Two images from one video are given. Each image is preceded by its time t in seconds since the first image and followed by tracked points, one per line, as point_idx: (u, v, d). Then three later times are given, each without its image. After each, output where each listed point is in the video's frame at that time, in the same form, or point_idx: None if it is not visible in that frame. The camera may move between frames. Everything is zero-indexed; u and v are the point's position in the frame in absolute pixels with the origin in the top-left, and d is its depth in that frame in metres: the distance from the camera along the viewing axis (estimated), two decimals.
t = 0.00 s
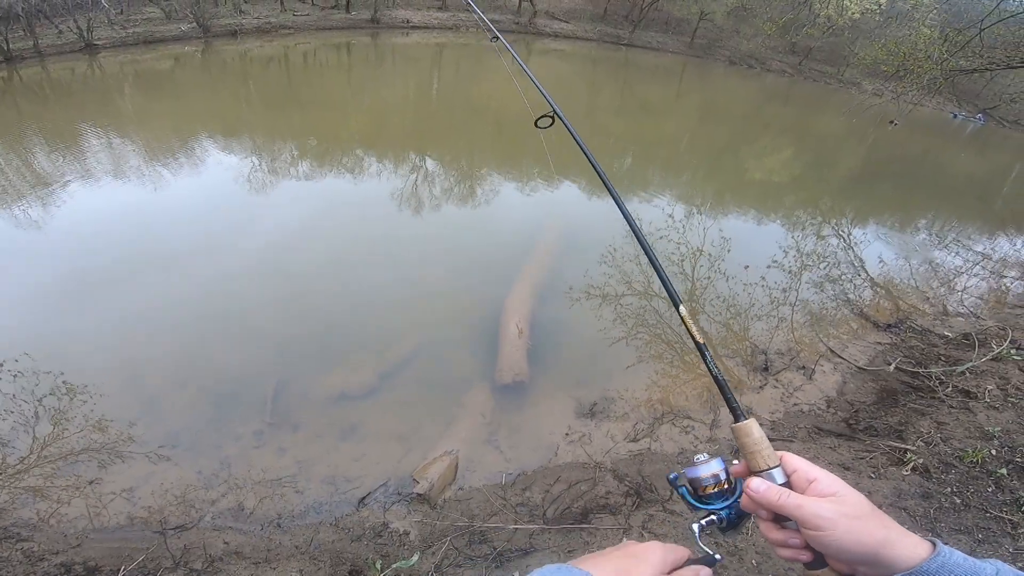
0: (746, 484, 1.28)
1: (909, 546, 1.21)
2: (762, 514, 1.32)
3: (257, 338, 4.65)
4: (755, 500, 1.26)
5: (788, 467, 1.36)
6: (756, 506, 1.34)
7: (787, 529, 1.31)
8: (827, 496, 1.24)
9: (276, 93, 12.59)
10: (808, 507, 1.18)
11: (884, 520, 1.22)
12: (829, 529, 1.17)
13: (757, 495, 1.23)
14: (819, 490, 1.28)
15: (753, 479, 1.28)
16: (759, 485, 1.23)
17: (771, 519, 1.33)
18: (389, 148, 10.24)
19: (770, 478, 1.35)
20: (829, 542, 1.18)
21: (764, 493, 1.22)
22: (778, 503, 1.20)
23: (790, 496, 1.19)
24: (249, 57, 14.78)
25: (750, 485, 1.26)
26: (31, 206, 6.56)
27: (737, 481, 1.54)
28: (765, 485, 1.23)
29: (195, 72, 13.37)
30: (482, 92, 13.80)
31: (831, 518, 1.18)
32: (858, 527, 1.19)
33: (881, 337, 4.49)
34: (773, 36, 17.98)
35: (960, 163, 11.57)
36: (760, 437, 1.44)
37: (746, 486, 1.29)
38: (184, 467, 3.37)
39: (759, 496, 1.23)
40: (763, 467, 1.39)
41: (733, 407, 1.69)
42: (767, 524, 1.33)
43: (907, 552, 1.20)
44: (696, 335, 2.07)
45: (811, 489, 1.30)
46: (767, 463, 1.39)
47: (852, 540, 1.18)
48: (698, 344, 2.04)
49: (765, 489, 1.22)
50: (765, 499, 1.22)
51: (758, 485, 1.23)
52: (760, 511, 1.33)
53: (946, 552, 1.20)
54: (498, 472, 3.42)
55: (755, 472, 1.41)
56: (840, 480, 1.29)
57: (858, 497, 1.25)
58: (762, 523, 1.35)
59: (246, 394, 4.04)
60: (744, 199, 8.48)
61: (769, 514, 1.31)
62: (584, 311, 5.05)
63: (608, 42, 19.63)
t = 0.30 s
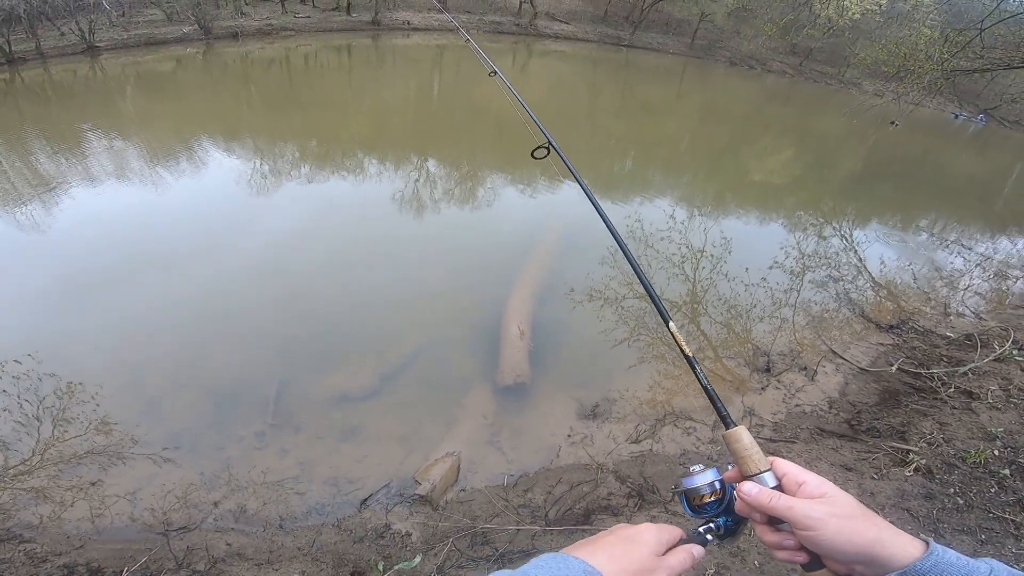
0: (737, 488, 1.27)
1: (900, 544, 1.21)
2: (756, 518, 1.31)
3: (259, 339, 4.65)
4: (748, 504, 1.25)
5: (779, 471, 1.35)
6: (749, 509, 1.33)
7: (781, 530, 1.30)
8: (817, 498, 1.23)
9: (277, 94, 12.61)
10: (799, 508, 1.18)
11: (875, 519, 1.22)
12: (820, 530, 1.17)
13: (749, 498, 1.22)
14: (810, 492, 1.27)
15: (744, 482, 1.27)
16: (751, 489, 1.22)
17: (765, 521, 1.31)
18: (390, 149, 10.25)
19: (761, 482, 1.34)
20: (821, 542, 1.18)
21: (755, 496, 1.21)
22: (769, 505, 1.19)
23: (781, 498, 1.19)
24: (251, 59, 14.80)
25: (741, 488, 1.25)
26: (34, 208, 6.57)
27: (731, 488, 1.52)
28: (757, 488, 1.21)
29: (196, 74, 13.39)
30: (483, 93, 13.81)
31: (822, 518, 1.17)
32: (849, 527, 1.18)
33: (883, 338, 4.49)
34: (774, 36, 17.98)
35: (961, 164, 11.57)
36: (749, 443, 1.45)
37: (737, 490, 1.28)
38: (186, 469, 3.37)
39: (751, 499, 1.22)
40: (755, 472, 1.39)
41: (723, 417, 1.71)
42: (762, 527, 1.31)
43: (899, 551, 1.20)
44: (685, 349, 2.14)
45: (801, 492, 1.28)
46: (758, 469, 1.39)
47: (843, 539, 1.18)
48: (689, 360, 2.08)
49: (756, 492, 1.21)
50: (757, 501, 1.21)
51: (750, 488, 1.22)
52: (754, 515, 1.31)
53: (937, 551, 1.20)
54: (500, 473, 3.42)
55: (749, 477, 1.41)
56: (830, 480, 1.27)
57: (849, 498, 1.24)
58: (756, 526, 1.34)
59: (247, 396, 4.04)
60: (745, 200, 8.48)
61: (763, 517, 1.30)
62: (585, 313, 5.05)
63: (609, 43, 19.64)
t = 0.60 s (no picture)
0: (738, 489, 1.27)
1: (903, 545, 1.20)
2: (758, 519, 1.31)
3: (260, 339, 4.65)
4: (749, 506, 1.25)
5: (780, 472, 1.35)
6: (750, 511, 1.33)
7: (783, 531, 1.30)
8: (818, 499, 1.23)
9: (279, 95, 12.64)
10: (799, 509, 1.18)
11: (876, 519, 1.21)
12: (821, 530, 1.17)
13: (750, 500, 1.22)
14: (811, 493, 1.26)
15: (745, 484, 1.27)
16: (752, 490, 1.22)
17: (767, 523, 1.31)
18: (392, 150, 10.25)
19: (763, 484, 1.34)
20: (823, 543, 1.17)
21: (756, 497, 1.21)
22: (769, 506, 1.19)
23: (781, 499, 1.19)
24: (253, 60, 14.84)
25: (742, 490, 1.24)
26: (36, 208, 6.59)
27: (732, 491, 1.52)
28: (758, 489, 1.21)
29: (199, 75, 13.42)
30: (484, 94, 13.82)
31: (822, 519, 1.17)
32: (850, 527, 1.18)
33: (885, 339, 4.48)
34: (775, 37, 17.97)
35: (964, 165, 11.55)
36: (751, 444, 1.46)
37: (738, 492, 1.27)
38: (188, 469, 3.38)
39: (752, 500, 1.22)
40: (757, 474, 1.39)
41: (724, 419, 1.71)
42: (764, 528, 1.31)
43: (901, 552, 1.20)
44: (686, 351, 2.14)
45: (801, 493, 1.28)
46: (759, 470, 1.39)
47: (845, 540, 1.17)
48: (690, 363, 2.08)
49: (757, 494, 1.21)
50: (758, 503, 1.20)
51: (751, 490, 1.22)
52: (755, 516, 1.31)
53: (941, 552, 1.19)
54: (502, 474, 3.42)
55: (750, 479, 1.42)
56: (830, 481, 1.27)
57: (850, 499, 1.24)
58: (758, 527, 1.34)
59: (248, 396, 4.04)
60: (747, 201, 8.48)
61: (764, 518, 1.30)
62: (587, 314, 5.05)
63: (611, 44, 19.66)
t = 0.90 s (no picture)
0: (738, 489, 1.27)
1: (903, 546, 1.20)
2: (758, 520, 1.31)
3: (260, 339, 4.66)
4: (751, 506, 1.25)
5: (780, 473, 1.35)
6: (751, 512, 1.33)
7: (783, 532, 1.30)
8: (819, 499, 1.23)
9: (281, 95, 12.66)
10: (800, 509, 1.18)
11: (876, 519, 1.21)
12: (822, 530, 1.17)
13: (751, 500, 1.22)
14: (811, 493, 1.27)
15: (746, 484, 1.27)
16: (752, 490, 1.22)
17: (767, 523, 1.32)
18: (393, 151, 10.26)
19: (763, 485, 1.35)
20: (823, 543, 1.17)
21: (757, 497, 1.21)
22: (770, 507, 1.19)
23: (782, 499, 1.19)
24: (255, 60, 14.87)
25: (744, 490, 1.24)
26: (38, 208, 6.60)
27: (733, 492, 1.52)
28: (758, 489, 1.22)
29: (200, 75, 13.43)
30: (486, 94, 13.82)
31: (823, 518, 1.17)
32: (851, 527, 1.18)
33: (886, 340, 4.47)
34: (777, 38, 17.96)
35: (965, 166, 11.55)
36: (751, 445, 1.47)
37: (739, 492, 1.28)
38: (189, 469, 3.38)
39: (752, 501, 1.22)
40: (758, 474, 1.39)
41: (725, 420, 1.71)
42: (764, 529, 1.32)
43: (902, 552, 1.19)
44: (686, 352, 2.14)
45: (802, 493, 1.28)
46: (760, 471, 1.39)
47: (845, 540, 1.17)
48: (691, 364, 2.08)
49: (758, 494, 1.21)
50: (759, 503, 1.20)
51: (752, 491, 1.22)
52: (755, 517, 1.31)
53: (941, 552, 1.19)
54: (502, 474, 3.42)
55: (750, 479, 1.42)
56: (830, 482, 1.28)
57: (850, 499, 1.24)
58: (758, 528, 1.34)
59: (249, 396, 4.05)
60: (748, 201, 8.48)
61: (765, 519, 1.30)
62: (588, 314, 5.05)
63: (612, 44, 19.64)
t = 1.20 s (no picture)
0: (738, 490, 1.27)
1: (904, 544, 1.20)
2: (759, 520, 1.31)
3: (259, 339, 4.66)
4: (750, 505, 1.25)
5: (780, 472, 1.35)
6: (752, 512, 1.33)
7: (784, 533, 1.30)
8: (818, 499, 1.23)
9: (282, 95, 12.67)
10: (799, 507, 1.17)
11: (876, 519, 1.22)
12: (821, 528, 1.17)
13: (750, 500, 1.22)
14: (810, 493, 1.26)
15: (745, 484, 1.27)
16: (752, 490, 1.22)
17: (768, 524, 1.32)
18: (394, 151, 10.25)
19: (763, 485, 1.34)
20: (824, 542, 1.17)
21: (756, 497, 1.21)
22: (769, 506, 1.19)
23: (781, 498, 1.19)
24: (256, 60, 14.88)
25: (743, 490, 1.24)
26: (40, 207, 6.61)
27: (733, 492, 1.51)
28: (757, 489, 1.21)
29: (202, 74, 13.45)
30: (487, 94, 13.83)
31: (822, 517, 1.17)
32: (851, 526, 1.18)
33: (886, 340, 4.47)
34: (778, 38, 17.95)
35: (966, 166, 11.55)
36: (750, 445, 1.46)
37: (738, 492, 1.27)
38: (189, 468, 3.39)
39: (752, 500, 1.22)
40: (757, 474, 1.38)
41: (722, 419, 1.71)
42: (765, 529, 1.31)
43: (902, 551, 1.19)
44: (686, 355, 2.13)
45: (801, 492, 1.28)
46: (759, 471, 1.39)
47: (847, 539, 1.17)
48: (689, 364, 2.07)
49: (756, 494, 1.21)
50: (758, 503, 1.20)
51: (751, 490, 1.22)
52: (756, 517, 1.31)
53: (941, 550, 1.19)
54: (502, 474, 3.42)
55: (750, 479, 1.41)
56: (830, 481, 1.27)
57: (850, 498, 1.24)
58: (760, 528, 1.34)
59: (249, 396, 4.05)
60: (749, 201, 8.49)
61: (766, 519, 1.30)
62: (588, 314, 5.05)
63: (613, 44, 19.65)
